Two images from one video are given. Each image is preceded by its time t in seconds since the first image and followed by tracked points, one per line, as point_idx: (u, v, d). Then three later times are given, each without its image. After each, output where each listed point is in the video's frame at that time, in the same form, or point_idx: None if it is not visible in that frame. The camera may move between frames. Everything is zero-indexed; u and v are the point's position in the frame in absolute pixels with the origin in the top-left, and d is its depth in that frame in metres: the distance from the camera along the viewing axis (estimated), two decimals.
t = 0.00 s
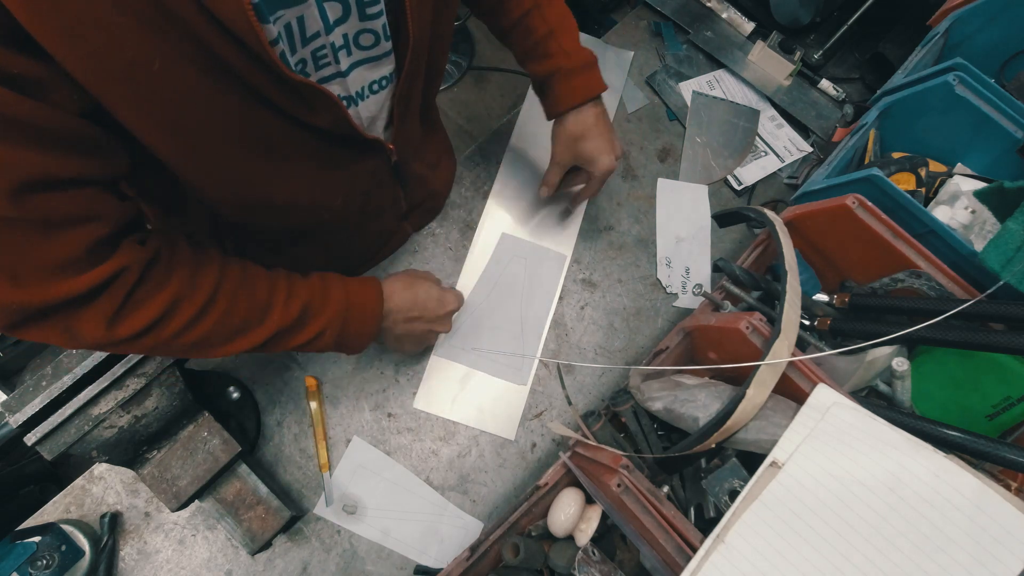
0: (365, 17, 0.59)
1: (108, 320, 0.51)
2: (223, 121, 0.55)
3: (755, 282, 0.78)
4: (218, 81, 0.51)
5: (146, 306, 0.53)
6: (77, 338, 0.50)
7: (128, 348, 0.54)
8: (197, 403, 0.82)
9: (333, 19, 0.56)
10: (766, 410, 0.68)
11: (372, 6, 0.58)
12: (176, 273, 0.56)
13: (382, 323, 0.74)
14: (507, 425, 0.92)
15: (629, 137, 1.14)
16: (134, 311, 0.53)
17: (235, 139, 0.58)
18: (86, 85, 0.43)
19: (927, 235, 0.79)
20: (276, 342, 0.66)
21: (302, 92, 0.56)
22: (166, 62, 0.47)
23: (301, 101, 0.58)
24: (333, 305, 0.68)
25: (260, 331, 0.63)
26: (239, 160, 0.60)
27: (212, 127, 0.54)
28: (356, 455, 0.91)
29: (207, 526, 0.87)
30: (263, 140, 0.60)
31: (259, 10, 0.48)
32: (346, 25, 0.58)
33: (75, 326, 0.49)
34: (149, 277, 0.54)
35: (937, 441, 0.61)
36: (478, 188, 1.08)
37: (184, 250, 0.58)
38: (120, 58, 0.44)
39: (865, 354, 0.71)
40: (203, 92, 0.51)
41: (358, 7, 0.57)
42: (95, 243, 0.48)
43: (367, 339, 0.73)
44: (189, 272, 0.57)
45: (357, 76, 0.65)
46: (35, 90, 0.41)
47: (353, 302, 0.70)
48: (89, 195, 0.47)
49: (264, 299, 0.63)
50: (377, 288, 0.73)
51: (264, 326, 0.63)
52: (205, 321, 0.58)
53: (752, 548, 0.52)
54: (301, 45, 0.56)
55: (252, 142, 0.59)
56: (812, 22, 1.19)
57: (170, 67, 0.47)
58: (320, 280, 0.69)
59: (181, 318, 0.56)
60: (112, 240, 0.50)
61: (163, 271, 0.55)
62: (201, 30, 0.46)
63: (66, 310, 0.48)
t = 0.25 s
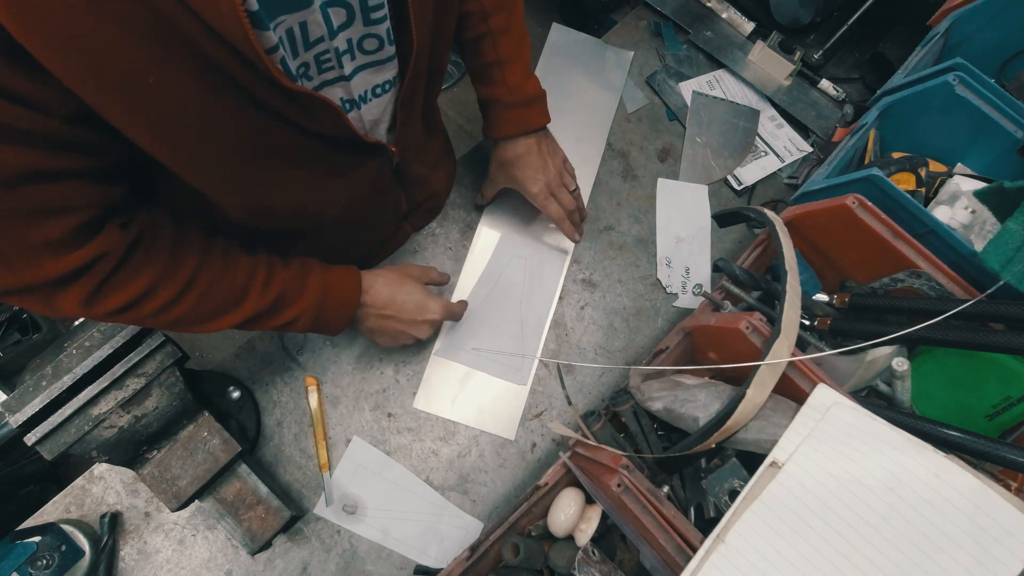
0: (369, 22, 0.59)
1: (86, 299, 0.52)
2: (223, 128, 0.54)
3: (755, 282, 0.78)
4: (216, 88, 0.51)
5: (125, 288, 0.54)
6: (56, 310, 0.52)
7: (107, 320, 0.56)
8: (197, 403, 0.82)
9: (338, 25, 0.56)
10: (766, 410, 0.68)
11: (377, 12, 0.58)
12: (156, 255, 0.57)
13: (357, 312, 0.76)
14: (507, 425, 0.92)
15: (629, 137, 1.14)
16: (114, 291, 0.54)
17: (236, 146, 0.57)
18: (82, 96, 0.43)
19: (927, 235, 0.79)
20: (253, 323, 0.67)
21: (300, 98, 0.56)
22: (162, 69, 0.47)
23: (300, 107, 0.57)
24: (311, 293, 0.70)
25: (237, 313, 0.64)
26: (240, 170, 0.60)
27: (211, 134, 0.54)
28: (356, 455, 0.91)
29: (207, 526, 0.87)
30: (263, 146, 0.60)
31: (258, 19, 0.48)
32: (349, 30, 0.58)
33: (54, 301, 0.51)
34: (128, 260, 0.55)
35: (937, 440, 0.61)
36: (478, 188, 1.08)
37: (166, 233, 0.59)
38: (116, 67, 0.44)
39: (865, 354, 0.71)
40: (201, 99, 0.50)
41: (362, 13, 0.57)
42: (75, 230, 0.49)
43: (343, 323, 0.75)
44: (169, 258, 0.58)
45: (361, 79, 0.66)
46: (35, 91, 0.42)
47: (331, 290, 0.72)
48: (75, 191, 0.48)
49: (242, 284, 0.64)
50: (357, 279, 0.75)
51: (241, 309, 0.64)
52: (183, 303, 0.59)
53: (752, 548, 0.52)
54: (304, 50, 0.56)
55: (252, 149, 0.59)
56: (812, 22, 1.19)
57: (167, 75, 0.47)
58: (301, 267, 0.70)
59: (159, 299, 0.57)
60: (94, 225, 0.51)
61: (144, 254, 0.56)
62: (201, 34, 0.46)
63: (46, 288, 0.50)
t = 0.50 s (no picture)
0: (367, 24, 0.59)
1: (73, 299, 0.51)
2: (222, 129, 0.54)
3: (755, 281, 0.78)
4: (214, 90, 0.51)
5: (114, 294, 0.53)
6: (40, 303, 0.50)
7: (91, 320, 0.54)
8: (197, 403, 0.82)
9: (336, 27, 0.56)
10: (766, 410, 0.68)
11: (375, 13, 0.58)
12: (154, 267, 0.56)
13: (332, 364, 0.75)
14: (507, 426, 0.92)
15: (629, 137, 1.14)
16: (104, 295, 0.53)
17: (237, 149, 0.57)
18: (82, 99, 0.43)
19: (927, 235, 0.79)
20: (229, 352, 0.65)
21: (301, 103, 0.56)
22: (160, 71, 0.47)
23: (300, 109, 0.57)
24: (296, 333, 0.68)
25: (216, 339, 0.62)
26: (238, 171, 0.60)
27: (209, 135, 0.54)
28: (356, 455, 0.91)
29: (207, 526, 0.87)
30: (264, 149, 0.60)
31: (256, 22, 0.47)
32: (348, 32, 0.58)
33: (39, 294, 0.50)
34: (124, 266, 0.53)
35: (937, 440, 0.61)
36: (478, 188, 1.08)
37: (169, 249, 0.58)
38: (114, 67, 0.44)
39: (864, 354, 0.71)
40: (199, 101, 0.50)
41: (360, 14, 0.57)
42: (67, 230, 0.48)
43: (321, 369, 0.74)
44: (166, 272, 0.57)
45: (360, 81, 0.66)
46: (36, 91, 0.42)
47: (316, 337, 0.71)
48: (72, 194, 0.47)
49: (232, 311, 0.62)
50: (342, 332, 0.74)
51: (221, 336, 0.62)
52: (170, 318, 0.58)
53: (752, 548, 0.52)
54: (303, 52, 0.56)
55: (252, 150, 0.59)
56: (812, 22, 1.19)
57: (166, 77, 0.47)
58: (294, 305, 0.69)
59: (146, 311, 0.56)
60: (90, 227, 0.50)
61: (142, 263, 0.55)
62: (199, 36, 0.46)
63: (35, 283, 0.48)
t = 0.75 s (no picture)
0: (369, 25, 0.59)
1: (78, 305, 0.51)
2: (222, 130, 0.54)
3: (755, 281, 0.78)
4: (215, 89, 0.51)
5: (119, 298, 0.53)
6: (46, 308, 0.51)
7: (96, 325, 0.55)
8: (197, 403, 0.82)
9: (337, 28, 0.56)
10: (766, 410, 0.68)
11: (376, 14, 0.58)
12: (158, 272, 0.56)
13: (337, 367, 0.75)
14: (508, 425, 0.92)
15: (629, 137, 1.14)
16: (108, 301, 0.53)
17: (236, 150, 0.57)
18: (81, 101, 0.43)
19: (927, 235, 0.79)
20: (232, 354, 0.66)
21: (304, 100, 0.56)
22: (159, 72, 0.46)
23: (301, 107, 0.58)
24: (298, 337, 0.68)
25: (220, 343, 0.63)
26: (238, 171, 0.60)
27: (210, 135, 0.54)
28: (356, 455, 0.91)
29: (207, 526, 0.87)
30: (264, 149, 0.60)
31: (256, 22, 0.47)
32: (349, 33, 0.58)
33: (44, 300, 0.50)
34: (128, 272, 0.54)
35: (937, 440, 0.61)
36: (478, 188, 1.08)
37: (173, 253, 0.58)
38: (113, 68, 0.43)
39: (864, 354, 0.71)
40: (199, 101, 0.50)
41: (361, 15, 0.57)
42: (71, 235, 0.48)
43: (325, 370, 0.74)
44: (171, 277, 0.57)
45: (362, 83, 0.66)
46: (37, 92, 0.42)
47: (320, 339, 0.71)
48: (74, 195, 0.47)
49: (235, 315, 0.63)
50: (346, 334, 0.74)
51: (224, 340, 0.63)
52: (172, 323, 0.58)
53: (752, 548, 0.52)
54: (304, 53, 0.56)
55: (253, 151, 0.59)
56: (812, 22, 1.19)
57: (166, 77, 0.47)
58: (298, 308, 0.69)
59: (149, 316, 0.56)
60: (94, 231, 0.50)
61: (146, 268, 0.55)
62: (200, 36, 0.46)
63: (40, 288, 0.49)
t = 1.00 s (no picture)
0: (369, 24, 0.59)
1: (78, 306, 0.51)
2: (222, 130, 0.54)
3: (755, 281, 0.78)
4: (215, 89, 0.51)
5: (120, 300, 0.53)
6: (46, 310, 0.51)
7: (97, 327, 0.55)
8: (197, 403, 0.82)
9: (337, 29, 0.57)
10: (766, 410, 0.68)
11: (376, 13, 0.58)
12: (159, 274, 0.56)
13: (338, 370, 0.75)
14: (506, 425, 0.92)
15: (629, 137, 1.14)
16: (109, 303, 0.53)
17: (236, 150, 0.58)
18: (80, 102, 0.43)
19: (927, 235, 0.79)
20: (233, 357, 0.65)
21: (306, 98, 0.57)
22: (159, 72, 0.47)
23: (302, 104, 0.58)
24: (299, 341, 0.68)
25: (220, 346, 0.63)
26: (239, 170, 0.60)
27: (210, 134, 0.54)
28: (356, 454, 0.91)
29: (207, 526, 0.87)
30: (264, 149, 0.60)
31: (256, 22, 0.48)
32: (349, 34, 0.58)
33: (45, 302, 0.50)
34: (129, 274, 0.54)
35: (937, 440, 0.61)
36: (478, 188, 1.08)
37: (174, 255, 0.58)
38: (113, 69, 0.44)
39: (864, 354, 0.71)
40: (199, 101, 0.50)
41: (361, 15, 0.57)
42: (70, 236, 0.48)
43: (325, 374, 0.74)
44: (173, 279, 0.57)
45: (362, 83, 0.66)
46: (36, 93, 0.42)
47: (320, 343, 0.71)
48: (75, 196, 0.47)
49: (236, 318, 0.63)
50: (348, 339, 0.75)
51: (225, 343, 0.63)
52: (174, 325, 0.58)
53: (752, 548, 0.52)
54: (304, 54, 0.56)
55: (253, 151, 0.59)
56: (812, 22, 1.19)
57: (166, 78, 0.47)
58: (299, 312, 0.69)
59: (150, 318, 0.56)
60: (95, 232, 0.50)
61: (147, 270, 0.55)
62: (200, 35, 0.46)
63: (41, 289, 0.49)
